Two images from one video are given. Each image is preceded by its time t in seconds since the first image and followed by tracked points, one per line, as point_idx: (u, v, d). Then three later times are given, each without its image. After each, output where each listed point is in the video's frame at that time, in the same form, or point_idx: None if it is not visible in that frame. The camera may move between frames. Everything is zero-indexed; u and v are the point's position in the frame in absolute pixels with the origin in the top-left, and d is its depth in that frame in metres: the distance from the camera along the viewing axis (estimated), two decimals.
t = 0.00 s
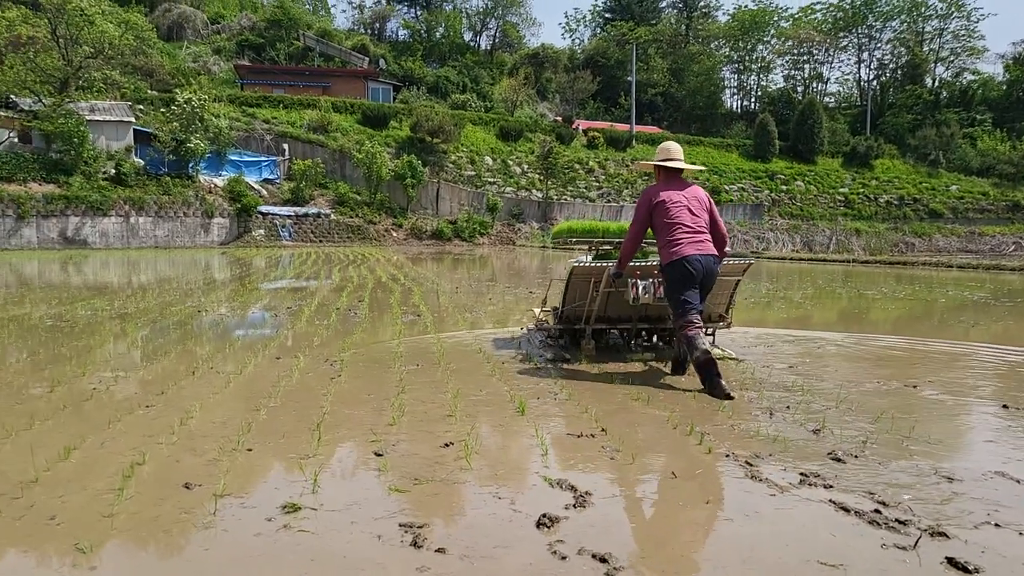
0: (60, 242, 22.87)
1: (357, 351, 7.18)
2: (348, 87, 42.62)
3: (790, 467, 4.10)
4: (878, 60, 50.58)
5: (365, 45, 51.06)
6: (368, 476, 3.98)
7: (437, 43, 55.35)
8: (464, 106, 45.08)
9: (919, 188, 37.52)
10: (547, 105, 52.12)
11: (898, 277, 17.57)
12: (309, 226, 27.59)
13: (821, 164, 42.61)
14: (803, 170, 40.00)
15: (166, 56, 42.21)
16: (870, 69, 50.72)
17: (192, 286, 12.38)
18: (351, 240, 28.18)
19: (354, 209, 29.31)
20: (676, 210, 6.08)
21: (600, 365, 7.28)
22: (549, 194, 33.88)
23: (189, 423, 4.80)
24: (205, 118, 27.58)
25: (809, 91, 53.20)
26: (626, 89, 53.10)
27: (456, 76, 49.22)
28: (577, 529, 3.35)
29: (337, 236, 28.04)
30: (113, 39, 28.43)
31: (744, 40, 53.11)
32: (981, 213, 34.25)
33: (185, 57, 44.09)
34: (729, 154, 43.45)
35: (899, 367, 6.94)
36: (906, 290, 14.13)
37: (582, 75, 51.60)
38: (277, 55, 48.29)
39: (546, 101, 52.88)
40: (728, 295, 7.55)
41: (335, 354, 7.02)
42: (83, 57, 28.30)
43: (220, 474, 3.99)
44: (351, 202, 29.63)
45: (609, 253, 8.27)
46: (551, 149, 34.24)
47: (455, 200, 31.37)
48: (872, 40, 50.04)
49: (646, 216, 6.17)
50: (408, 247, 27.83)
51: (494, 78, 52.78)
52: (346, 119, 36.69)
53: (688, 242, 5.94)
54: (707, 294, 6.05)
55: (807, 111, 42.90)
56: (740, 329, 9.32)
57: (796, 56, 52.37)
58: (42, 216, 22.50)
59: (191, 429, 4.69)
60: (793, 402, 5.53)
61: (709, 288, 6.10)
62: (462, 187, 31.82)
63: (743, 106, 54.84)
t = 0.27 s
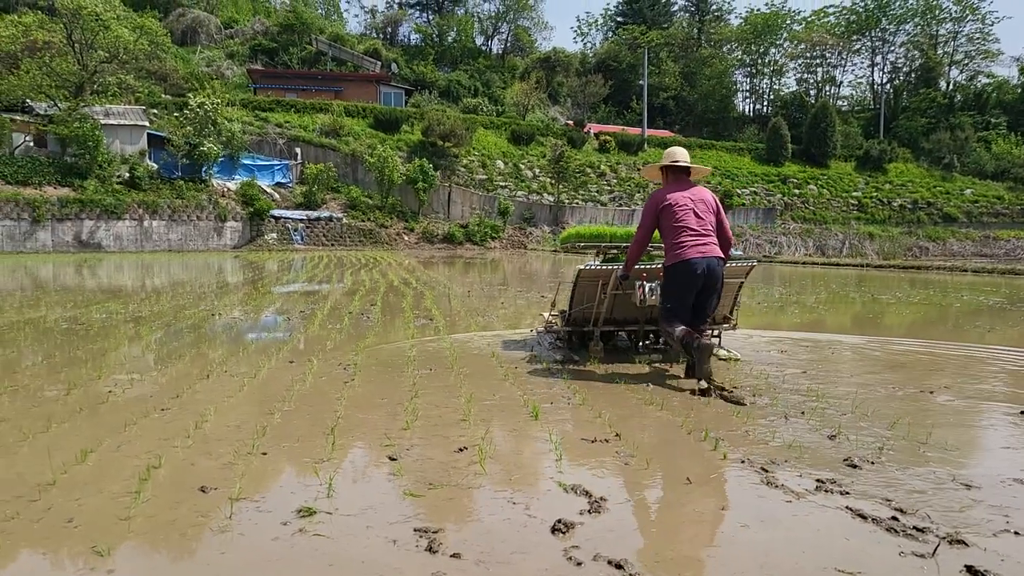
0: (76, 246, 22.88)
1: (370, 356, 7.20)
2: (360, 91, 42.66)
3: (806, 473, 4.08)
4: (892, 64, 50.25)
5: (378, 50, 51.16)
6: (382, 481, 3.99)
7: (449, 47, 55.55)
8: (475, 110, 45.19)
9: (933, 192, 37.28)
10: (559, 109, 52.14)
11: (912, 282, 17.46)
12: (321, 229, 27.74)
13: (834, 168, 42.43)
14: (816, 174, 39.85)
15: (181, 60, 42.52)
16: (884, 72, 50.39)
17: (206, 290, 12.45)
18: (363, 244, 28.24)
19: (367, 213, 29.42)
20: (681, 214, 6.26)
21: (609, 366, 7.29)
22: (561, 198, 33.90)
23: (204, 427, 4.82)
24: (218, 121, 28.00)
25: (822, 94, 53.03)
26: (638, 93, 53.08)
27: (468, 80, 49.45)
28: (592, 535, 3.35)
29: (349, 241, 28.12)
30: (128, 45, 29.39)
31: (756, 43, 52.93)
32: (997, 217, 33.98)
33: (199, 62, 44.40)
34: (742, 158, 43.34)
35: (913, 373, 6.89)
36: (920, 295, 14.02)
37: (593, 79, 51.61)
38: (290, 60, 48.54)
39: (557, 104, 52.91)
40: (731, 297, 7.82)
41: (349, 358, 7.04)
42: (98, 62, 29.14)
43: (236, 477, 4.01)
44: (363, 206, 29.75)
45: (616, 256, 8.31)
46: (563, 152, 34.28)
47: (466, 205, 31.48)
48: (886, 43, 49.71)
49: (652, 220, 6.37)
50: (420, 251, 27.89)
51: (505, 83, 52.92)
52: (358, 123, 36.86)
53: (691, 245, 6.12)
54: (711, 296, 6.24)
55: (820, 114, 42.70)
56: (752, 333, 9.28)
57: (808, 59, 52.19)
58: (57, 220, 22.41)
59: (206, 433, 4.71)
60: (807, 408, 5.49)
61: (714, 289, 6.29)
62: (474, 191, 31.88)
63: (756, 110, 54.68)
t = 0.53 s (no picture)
0: (90, 246, 23.09)
1: (384, 356, 7.21)
2: (372, 92, 42.89)
3: (820, 474, 4.07)
4: (906, 63, 49.86)
5: (390, 51, 51.21)
6: (396, 480, 4.00)
7: (461, 48, 55.66)
8: (487, 110, 45.31)
9: (948, 193, 37.00)
10: (571, 109, 52.08)
11: (927, 284, 17.34)
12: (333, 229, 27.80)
13: (848, 168, 42.19)
14: (829, 174, 39.65)
15: (194, 61, 42.77)
16: (898, 72, 50.03)
17: (220, 289, 12.52)
18: (375, 244, 28.28)
19: (379, 213, 29.51)
20: (689, 213, 6.36)
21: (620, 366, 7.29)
22: (572, 199, 33.88)
23: (219, 426, 4.83)
24: (230, 122, 28.34)
25: (836, 94, 52.78)
26: (650, 93, 53.01)
27: (480, 81, 49.59)
28: (606, 535, 3.36)
29: (362, 241, 28.18)
30: (142, 45, 29.67)
31: (769, 43, 52.70)
32: (1012, 218, 33.69)
33: (213, 62, 44.64)
34: (754, 159, 43.20)
35: (929, 375, 6.82)
36: (936, 297, 13.92)
37: (606, 79, 51.54)
38: (303, 60, 48.70)
39: (569, 105, 52.87)
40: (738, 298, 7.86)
41: (362, 358, 7.05)
42: (113, 62, 29.48)
43: (251, 475, 4.03)
44: (375, 206, 29.83)
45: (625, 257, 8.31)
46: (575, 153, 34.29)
47: (478, 205, 31.47)
48: (901, 43, 49.33)
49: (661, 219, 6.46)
50: (431, 251, 27.93)
51: (517, 83, 53.00)
52: (370, 124, 36.99)
53: (700, 243, 6.24)
54: (719, 293, 6.37)
55: (834, 114, 42.48)
56: (767, 333, 9.30)
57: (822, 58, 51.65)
58: (72, 219, 22.64)
59: (221, 432, 4.73)
60: (822, 409, 5.46)
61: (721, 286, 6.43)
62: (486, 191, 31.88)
63: (769, 110, 54.47)
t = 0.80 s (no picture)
0: (99, 246, 23.22)
1: (393, 355, 7.22)
2: (379, 91, 43.00)
3: (832, 473, 4.06)
4: (915, 59, 49.64)
5: (396, 50, 51.23)
6: (407, 480, 4.01)
7: (468, 46, 55.76)
8: (494, 109, 45.40)
9: (957, 189, 36.85)
10: (578, 108, 52.03)
11: (936, 280, 17.27)
12: (342, 229, 27.91)
13: (856, 165, 42.07)
14: (838, 171, 39.52)
15: (202, 61, 42.89)
16: (906, 68, 49.84)
17: (228, 289, 12.56)
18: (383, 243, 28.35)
19: (386, 212, 29.56)
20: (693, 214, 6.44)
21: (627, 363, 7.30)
22: (580, 196, 33.88)
23: (231, 426, 4.85)
24: (238, 122, 28.01)
25: (844, 90, 52.68)
26: (657, 91, 53.03)
27: (487, 79, 49.81)
28: (618, 535, 3.35)
29: (369, 240, 28.25)
30: (151, 46, 29.23)
31: (777, 39, 52.61)
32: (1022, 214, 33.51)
33: (220, 62, 44.77)
34: (762, 155, 43.13)
35: (939, 372, 6.81)
36: (946, 294, 13.87)
37: (613, 76, 51.52)
38: (310, 60, 48.80)
39: (576, 103, 52.89)
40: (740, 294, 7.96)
41: (371, 358, 7.07)
42: (121, 63, 29.37)
43: (263, 476, 4.04)
44: (382, 205, 29.88)
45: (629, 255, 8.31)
46: (582, 151, 34.32)
47: (485, 204, 31.60)
48: (909, 38, 49.11)
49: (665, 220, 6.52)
50: (439, 250, 27.98)
51: (524, 81, 53.11)
52: (378, 123, 37.09)
53: (704, 244, 6.33)
54: (723, 293, 6.44)
55: (842, 110, 42.37)
56: (776, 331, 9.28)
57: (830, 55, 52.30)
58: (82, 220, 22.75)
59: (232, 432, 4.74)
60: (832, 407, 5.44)
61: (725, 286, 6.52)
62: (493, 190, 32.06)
63: (777, 107, 54.40)
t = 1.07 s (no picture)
0: (106, 248, 23.29)
1: (402, 355, 7.22)
2: (383, 90, 43.04)
3: (842, 469, 4.06)
4: (920, 53, 49.34)
5: (400, 49, 51.31)
6: (417, 479, 4.03)
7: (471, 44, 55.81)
8: (498, 107, 45.46)
9: (964, 182, 36.70)
10: (582, 105, 51.94)
11: (943, 274, 17.21)
12: (348, 228, 27.97)
13: (862, 159, 41.89)
14: (843, 165, 39.46)
15: (206, 63, 42.94)
16: (911, 61, 49.57)
17: (234, 290, 12.56)
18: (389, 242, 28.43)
19: (391, 211, 29.58)
20: (691, 216, 6.52)
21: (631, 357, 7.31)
22: (586, 193, 33.88)
23: (241, 427, 4.87)
24: (243, 122, 28.20)
25: (849, 84, 52.36)
26: (661, 87, 53.00)
27: (490, 77, 50.08)
28: (630, 533, 3.36)
29: (375, 239, 28.32)
30: (155, 47, 29.65)
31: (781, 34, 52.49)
32: None
33: (224, 63, 44.83)
34: (768, 151, 43.04)
35: (947, 366, 6.79)
36: (953, 288, 13.83)
37: (616, 73, 51.45)
38: (314, 60, 48.83)
39: (580, 100, 52.86)
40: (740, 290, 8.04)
41: (379, 358, 7.09)
42: (125, 65, 29.34)
43: (275, 476, 4.06)
44: (388, 204, 29.92)
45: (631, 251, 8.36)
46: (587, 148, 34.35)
47: (490, 202, 31.57)
48: (913, 32, 48.75)
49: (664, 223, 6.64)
50: (445, 248, 28.01)
51: (528, 79, 53.16)
52: (383, 122, 37.14)
53: (702, 244, 6.40)
54: (722, 293, 6.49)
55: (847, 104, 42.19)
56: (784, 327, 9.27)
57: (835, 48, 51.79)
58: (88, 222, 22.84)
59: (243, 433, 4.76)
60: (841, 403, 5.43)
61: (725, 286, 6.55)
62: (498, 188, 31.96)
63: (782, 101, 54.25)
